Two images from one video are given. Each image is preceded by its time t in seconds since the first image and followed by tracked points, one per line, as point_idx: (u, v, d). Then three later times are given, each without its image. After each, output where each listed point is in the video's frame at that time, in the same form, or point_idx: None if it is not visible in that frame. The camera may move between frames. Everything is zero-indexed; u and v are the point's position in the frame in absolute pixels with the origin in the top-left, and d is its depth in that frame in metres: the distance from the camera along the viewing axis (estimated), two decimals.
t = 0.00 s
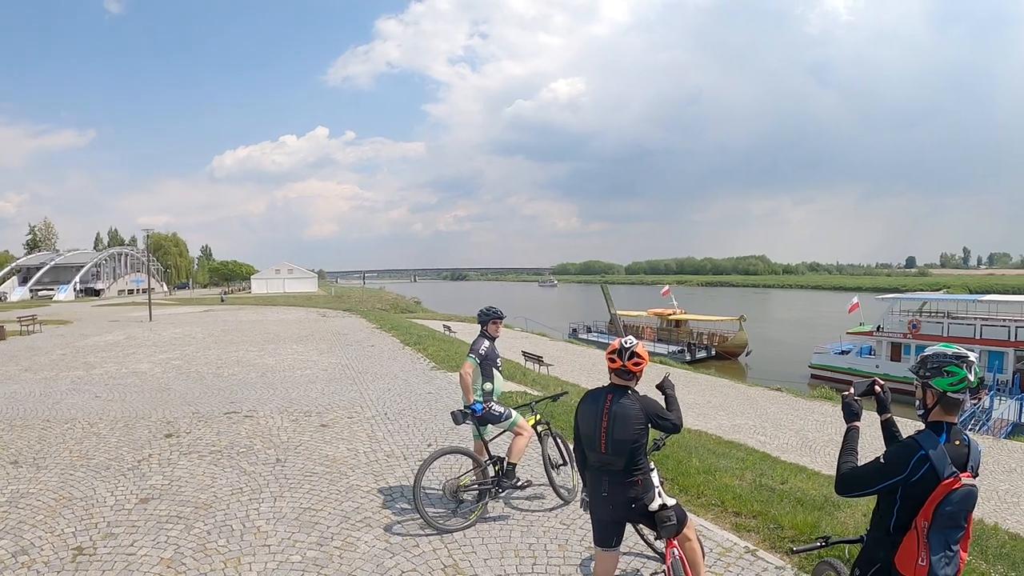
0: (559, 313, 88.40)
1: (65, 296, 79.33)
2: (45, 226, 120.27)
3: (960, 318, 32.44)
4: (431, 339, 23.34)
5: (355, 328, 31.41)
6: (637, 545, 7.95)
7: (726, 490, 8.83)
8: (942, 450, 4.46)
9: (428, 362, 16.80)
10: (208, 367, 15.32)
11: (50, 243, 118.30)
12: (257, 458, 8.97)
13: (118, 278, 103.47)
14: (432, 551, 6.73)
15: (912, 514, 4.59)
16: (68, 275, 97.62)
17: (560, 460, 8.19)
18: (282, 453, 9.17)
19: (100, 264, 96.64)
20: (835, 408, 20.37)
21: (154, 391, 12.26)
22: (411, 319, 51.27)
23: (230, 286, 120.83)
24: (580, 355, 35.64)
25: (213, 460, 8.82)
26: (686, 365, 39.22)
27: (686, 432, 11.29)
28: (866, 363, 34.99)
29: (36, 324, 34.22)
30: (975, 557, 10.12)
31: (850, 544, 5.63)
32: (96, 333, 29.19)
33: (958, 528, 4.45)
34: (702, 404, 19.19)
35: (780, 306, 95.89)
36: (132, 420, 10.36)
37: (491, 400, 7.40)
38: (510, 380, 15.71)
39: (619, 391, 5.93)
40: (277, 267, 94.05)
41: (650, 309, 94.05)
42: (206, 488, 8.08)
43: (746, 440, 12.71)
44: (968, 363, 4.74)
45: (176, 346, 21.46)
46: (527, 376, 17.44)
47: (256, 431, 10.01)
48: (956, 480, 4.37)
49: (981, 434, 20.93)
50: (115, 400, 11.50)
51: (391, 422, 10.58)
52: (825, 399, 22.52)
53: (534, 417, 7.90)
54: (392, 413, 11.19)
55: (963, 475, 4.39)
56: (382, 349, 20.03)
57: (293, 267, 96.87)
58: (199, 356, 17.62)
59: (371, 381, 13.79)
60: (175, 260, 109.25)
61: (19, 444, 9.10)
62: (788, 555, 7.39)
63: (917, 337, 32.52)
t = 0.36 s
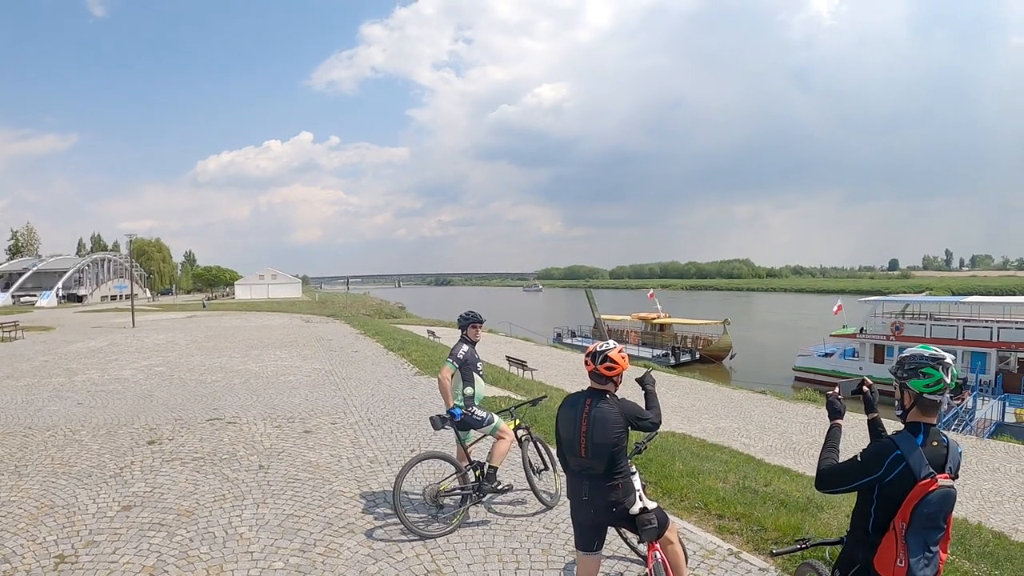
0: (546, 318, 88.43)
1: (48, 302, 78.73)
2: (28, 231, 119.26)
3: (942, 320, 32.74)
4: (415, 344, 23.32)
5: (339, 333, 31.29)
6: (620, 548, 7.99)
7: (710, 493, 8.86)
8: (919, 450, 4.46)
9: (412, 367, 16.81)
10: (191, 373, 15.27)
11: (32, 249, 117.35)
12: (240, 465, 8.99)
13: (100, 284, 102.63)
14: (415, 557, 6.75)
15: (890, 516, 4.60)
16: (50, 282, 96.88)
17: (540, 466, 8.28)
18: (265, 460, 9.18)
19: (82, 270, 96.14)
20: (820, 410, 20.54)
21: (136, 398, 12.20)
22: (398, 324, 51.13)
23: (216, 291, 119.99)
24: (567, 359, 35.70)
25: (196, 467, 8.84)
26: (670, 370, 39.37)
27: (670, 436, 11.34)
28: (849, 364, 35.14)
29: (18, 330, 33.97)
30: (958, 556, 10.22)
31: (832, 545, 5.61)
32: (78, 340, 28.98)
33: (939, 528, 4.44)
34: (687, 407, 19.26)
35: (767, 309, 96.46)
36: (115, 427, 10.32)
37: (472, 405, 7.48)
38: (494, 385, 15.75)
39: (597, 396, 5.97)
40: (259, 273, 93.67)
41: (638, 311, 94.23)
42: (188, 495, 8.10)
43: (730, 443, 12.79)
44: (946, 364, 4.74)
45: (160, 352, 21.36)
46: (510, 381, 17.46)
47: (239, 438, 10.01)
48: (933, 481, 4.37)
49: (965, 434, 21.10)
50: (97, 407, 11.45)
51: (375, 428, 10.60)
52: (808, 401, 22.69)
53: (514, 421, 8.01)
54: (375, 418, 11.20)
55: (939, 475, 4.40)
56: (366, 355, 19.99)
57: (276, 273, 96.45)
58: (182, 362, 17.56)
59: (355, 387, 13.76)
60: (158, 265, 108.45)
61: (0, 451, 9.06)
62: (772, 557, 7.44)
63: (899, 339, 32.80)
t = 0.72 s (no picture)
0: (533, 321, 88.49)
1: (30, 307, 77.98)
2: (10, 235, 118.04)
3: (923, 321, 33.03)
4: (398, 350, 23.30)
5: (323, 339, 31.17)
6: (602, 551, 8.05)
7: (692, 496, 8.93)
8: (880, 451, 4.55)
9: (395, 372, 16.84)
10: (174, 379, 15.22)
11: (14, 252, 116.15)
12: (222, 471, 9.03)
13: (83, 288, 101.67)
14: (398, 561, 6.78)
15: (856, 517, 4.71)
16: (32, 287, 96.00)
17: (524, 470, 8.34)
18: (248, 466, 9.22)
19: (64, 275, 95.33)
20: (803, 411, 20.73)
21: (119, 405, 12.15)
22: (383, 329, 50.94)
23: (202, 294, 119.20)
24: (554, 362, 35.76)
25: (178, 474, 8.87)
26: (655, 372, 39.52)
27: (653, 439, 11.41)
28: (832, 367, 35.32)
29: None
30: (941, 554, 10.34)
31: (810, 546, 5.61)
32: (59, 345, 28.77)
33: (905, 530, 4.50)
34: (671, 411, 19.35)
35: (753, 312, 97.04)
36: (98, 433, 10.29)
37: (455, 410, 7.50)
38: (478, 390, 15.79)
39: (575, 398, 6.01)
40: (241, 278, 93.16)
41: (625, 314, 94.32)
42: (171, 502, 8.12)
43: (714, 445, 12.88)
44: (909, 366, 4.77)
45: (142, 358, 21.27)
46: (494, 386, 17.48)
47: (222, 444, 10.03)
48: (894, 483, 4.45)
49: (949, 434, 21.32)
50: (79, 413, 11.41)
51: (358, 433, 10.63)
52: (791, 404, 22.86)
53: (496, 425, 8.05)
54: (358, 424, 11.22)
55: (901, 479, 4.46)
56: (349, 360, 19.96)
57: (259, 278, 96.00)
58: (165, 368, 17.50)
59: (339, 392, 13.76)
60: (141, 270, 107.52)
61: None
62: (755, 558, 7.52)
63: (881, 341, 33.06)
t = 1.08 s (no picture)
0: (520, 324, 88.53)
1: (10, 311, 77.06)
2: None
3: (905, 321, 33.33)
4: (382, 354, 23.28)
5: (307, 343, 31.05)
6: (585, 551, 8.12)
7: (675, 495, 9.00)
8: (844, 448, 4.64)
9: (379, 376, 16.83)
10: (157, 384, 15.15)
11: None
12: (206, 475, 9.06)
13: (65, 292, 100.52)
14: (382, 563, 6.82)
15: (823, 513, 4.81)
16: (14, 291, 94.97)
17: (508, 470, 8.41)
18: (231, 470, 9.25)
19: (46, 279, 94.34)
20: (786, 412, 20.91)
21: (101, 409, 12.11)
22: (369, 333, 50.77)
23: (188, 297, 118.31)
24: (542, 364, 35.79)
25: (162, 479, 8.90)
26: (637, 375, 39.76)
27: (637, 440, 11.48)
28: (816, 367, 35.58)
29: None
30: (923, 550, 10.44)
31: (790, 542, 5.64)
32: (39, 351, 28.43)
33: (871, 526, 4.58)
34: (656, 413, 19.43)
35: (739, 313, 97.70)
36: (80, 438, 10.26)
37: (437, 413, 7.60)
38: (461, 393, 15.83)
39: (553, 398, 6.11)
40: (225, 282, 92.63)
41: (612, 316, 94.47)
42: (154, 506, 8.14)
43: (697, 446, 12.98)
44: (873, 364, 4.87)
45: (124, 363, 21.12)
46: (478, 389, 17.51)
47: (205, 448, 10.03)
48: (859, 479, 4.54)
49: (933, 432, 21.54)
50: (61, 419, 11.36)
51: (341, 437, 10.65)
52: (774, 404, 23.05)
53: (478, 427, 8.06)
54: (341, 427, 11.24)
55: (866, 475, 4.55)
56: (332, 364, 19.92)
57: (242, 281, 95.36)
58: (148, 373, 17.40)
59: (322, 396, 13.75)
60: (123, 274, 106.47)
61: None
62: (737, 556, 7.61)
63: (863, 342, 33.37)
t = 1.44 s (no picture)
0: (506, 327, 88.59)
1: None
2: None
3: (886, 322, 33.48)
4: (364, 358, 23.24)
5: (290, 348, 30.91)
6: (569, 552, 8.16)
7: (657, 496, 9.06)
8: (823, 444, 4.69)
9: (361, 381, 16.82)
10: (138, 390, 15.06)
11: None
12: (187, 481, 9.06)
13: (46, 298, 99.24)
14: (365, 567, 6.84)
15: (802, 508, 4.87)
16: None
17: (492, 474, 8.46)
18: (214, 476, 9.26)
19: (26, 286, 93.19)
20: (769, 413, 21.09)
21: (81, 416, 12.05)
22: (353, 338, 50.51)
23: (171, 302, 117.15)
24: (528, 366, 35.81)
25: (143, 486, 8.88)
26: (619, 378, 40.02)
27: (620, 442, 11.55)
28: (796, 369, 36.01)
29: None
30: (906, 547, 10.52)
31: (770, 540, 5.67)
32: (15, 359, 28.04)
33: (850, 521, 4.65)
34: (639, 415, 19.52)
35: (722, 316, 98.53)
36: (60, 446, 10.21)
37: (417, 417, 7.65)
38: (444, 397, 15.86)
39: (529, 401, 6.26)
40: (207, 287, 91.94)
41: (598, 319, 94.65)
42: (136, 513, 8.11)
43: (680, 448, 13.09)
44: (849, 359, 4.91)
45: (104, 370, 20.93)
46: (461, 394, 17.53)
47: (187, 454, 10.03)
48: (837, 475, 4.58)
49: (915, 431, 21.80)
50: (41, 426, 11.28)
51: (324, 442, 10.67)
52: (758, 405, 23.25)
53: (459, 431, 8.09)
54: (323, 432, 11.25)
55: (844, 470, 4.59)
56: (315, 369, 19.88)
57: (224, 287, 94.67)
58: (128, 380, 17.27)
59: (304, 401, 13.73)
60: (104, 280, 105.27)
61: None
62: (720, 556, 7.69)
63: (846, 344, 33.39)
